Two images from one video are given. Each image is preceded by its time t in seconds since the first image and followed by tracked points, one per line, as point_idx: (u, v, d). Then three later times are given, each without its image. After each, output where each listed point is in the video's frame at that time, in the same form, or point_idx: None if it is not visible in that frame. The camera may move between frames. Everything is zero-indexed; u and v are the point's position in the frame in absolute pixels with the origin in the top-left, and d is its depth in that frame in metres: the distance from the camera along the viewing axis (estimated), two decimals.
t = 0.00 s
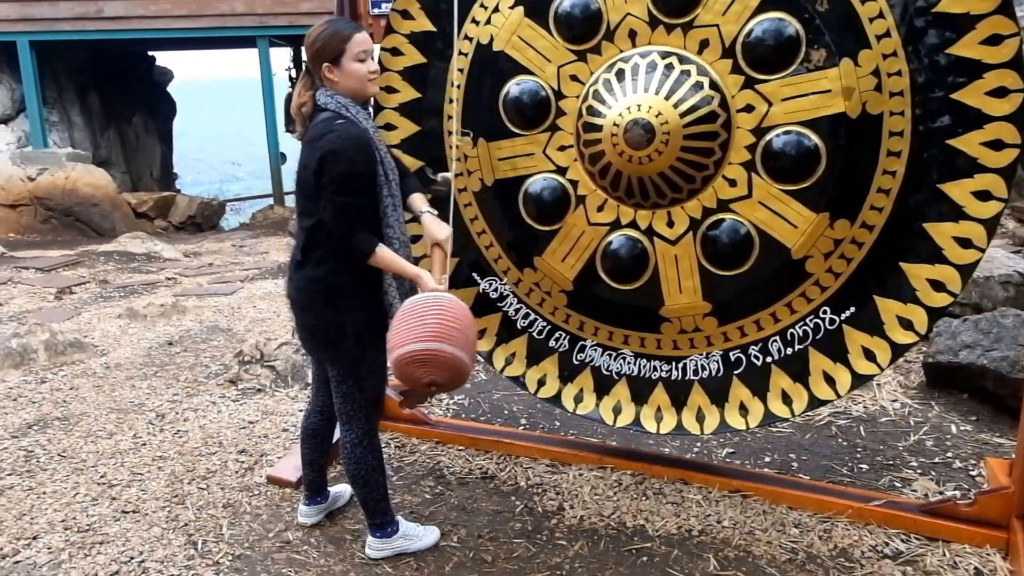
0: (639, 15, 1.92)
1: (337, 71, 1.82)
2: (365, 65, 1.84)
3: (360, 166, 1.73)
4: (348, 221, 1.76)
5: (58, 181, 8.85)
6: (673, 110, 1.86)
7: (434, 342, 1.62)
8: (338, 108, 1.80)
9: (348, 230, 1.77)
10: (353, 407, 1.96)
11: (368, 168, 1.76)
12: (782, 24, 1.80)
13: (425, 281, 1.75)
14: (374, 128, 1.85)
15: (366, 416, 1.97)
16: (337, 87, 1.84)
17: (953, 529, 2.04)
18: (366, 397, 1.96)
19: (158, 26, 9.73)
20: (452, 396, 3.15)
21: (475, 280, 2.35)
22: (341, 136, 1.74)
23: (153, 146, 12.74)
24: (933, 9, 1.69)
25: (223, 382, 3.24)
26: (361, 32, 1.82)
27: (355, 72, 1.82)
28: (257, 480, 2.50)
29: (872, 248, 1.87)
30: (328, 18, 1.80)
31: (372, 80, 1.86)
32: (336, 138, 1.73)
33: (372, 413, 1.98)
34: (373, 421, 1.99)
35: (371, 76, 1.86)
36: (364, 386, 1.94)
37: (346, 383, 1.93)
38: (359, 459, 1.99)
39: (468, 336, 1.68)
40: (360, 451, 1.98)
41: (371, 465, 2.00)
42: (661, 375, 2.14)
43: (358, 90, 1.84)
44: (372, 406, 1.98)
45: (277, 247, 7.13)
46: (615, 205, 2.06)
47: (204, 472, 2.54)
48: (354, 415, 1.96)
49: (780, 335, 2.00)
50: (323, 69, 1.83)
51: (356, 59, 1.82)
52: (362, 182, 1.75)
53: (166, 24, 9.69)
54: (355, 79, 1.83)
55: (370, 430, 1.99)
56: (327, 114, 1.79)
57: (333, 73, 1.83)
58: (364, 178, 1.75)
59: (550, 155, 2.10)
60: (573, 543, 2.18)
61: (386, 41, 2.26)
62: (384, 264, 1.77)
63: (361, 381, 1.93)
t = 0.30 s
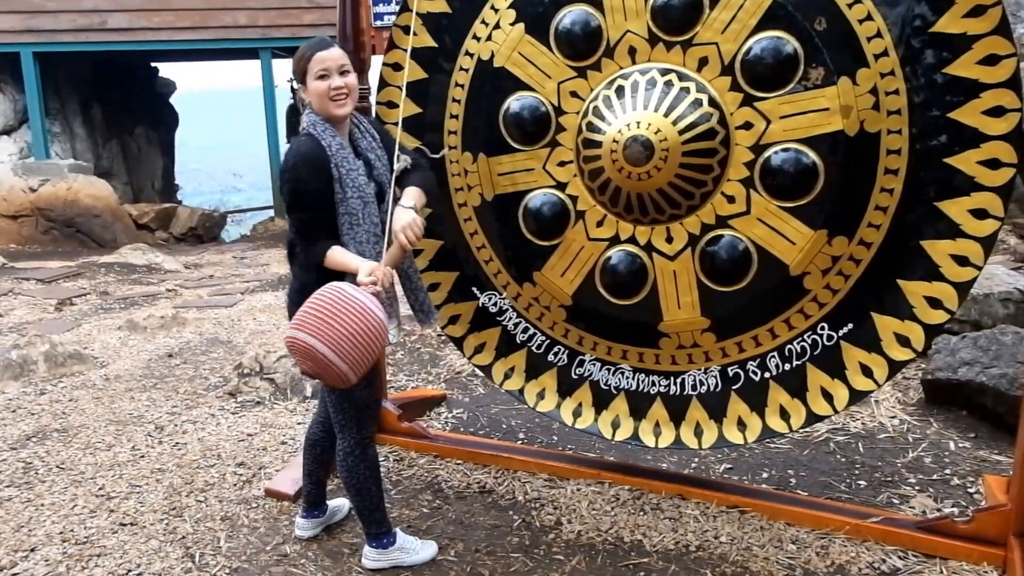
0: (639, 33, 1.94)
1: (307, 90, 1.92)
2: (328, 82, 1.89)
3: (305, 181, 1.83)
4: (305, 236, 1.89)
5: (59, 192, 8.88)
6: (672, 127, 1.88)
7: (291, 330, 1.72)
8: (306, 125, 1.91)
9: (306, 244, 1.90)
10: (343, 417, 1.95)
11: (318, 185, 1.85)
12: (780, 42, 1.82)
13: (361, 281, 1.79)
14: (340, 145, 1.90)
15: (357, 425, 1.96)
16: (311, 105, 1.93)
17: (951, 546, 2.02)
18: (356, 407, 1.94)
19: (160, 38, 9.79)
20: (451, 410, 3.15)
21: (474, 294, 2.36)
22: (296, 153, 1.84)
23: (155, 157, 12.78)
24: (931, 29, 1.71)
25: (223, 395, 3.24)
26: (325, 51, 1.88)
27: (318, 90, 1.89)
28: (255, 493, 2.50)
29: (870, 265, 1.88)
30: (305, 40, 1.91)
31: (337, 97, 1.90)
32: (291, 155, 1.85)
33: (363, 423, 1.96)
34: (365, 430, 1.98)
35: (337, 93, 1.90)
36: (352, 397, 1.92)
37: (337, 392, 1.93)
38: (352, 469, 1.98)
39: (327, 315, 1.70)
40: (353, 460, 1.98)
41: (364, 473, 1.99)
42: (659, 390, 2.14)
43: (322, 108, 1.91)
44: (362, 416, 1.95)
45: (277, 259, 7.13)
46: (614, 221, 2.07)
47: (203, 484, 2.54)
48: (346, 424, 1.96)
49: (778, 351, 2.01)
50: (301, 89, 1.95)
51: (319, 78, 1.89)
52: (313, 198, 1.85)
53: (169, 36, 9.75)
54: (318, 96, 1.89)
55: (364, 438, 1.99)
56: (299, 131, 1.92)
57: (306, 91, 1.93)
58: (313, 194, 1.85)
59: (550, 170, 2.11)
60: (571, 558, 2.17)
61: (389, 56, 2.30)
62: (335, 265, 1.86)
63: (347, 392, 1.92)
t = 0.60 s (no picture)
0: (639, 49, 1.96)
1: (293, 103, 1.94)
2: (314, 96, 1.91)
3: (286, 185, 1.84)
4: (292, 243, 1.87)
5: (61, 201, 8.91)
6: (670, 142, 1.90)
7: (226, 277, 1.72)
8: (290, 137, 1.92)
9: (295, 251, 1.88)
10: (343, 428, 1.97)
11: (303, 191, 1.86)
12: (778, 59, 1.83)
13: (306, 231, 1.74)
14: (322, 158, 1.90)
15: (357, 437, 1.97)
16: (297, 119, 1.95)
17: (948, 561, 2.02)
18: (354, 420, 1.96)
19: (164, 49, 9.85)
20: (450, 421, 3.15)
21: (474, 306, 2.37)
22: (277, 163, 1.86)
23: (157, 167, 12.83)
24: (927, 47, 1.72)
25: (222, 405, 3.25)
26: (313, 67, 1.91)
27: (304, 103, 1.91)
28: (253, 503, 2.50)
29: (867, 279, 1.89)
30: (295, 56, 1.95)
31: (322, 110, 1.92)
32: (274, 164, 1.86)
33: (362, 435, 1.97)
34: (365, 443, 1.99)
35: (323, 108, 1.92)
36: (349, 409, 1.94)
37: (336, 405, 1.95)
38: (351, 481, 1.99)
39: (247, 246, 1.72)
40: (352, 473, 1.99)
41: (362, 487, 2.00)
42: (657, 403, 2.15)
43: (306, 120, 1.92)
44: (361, 428, 1.97)
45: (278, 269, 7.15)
46: (613, 234, 2.08)
47: (201, 495, 2.55)
48: (346, 436, 1.98)
49: (775, 364, 2.01)
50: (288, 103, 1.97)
51: (305, 91, 1.92)
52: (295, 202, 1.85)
53: (172, 46, 9.81)
54: (303, 109, 1.91)
55: (363, 451, 2.00)
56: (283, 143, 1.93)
57: (292, 106, 1.95)
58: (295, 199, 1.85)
59: (550, 184, 2.13)
60: (567, 570, 2.18)
61: (390, 70, 2.32)
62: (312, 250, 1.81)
63: (345, 403, 1.94)
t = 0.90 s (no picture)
0: (638, 61, 1.97)
1: (303, 111, 1.95)
2: (328, 105, 1.92)
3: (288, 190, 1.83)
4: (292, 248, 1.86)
5: (63, 207, 8.94)
6: (668, 154, 1.91)
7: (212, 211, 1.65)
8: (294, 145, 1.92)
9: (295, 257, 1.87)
10: (344, 437, 1.98)
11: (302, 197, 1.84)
12: (776, 72, 1.85)
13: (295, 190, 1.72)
14: (325, 167, 1.91)
15: (357, 446, 1.98)
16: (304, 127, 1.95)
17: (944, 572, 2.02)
18: (354, 429, 1.96)
19: (167, 56, 9.90)
20: (449, 430, 3.16)
21: (474, 315, 2.37)
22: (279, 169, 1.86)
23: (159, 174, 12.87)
24: (924, 61, 1.74)
25: (221, 412, 3.26)
26: (328, 76, 1.92)
27: (316, 112, 1.92)
28: (251, 511, 2.50)
29: (864, 291, 1.89)
30: (307, 64, 1.95)
31: (334, 120, 1.93)
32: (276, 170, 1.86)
33: (362, 444, 1.98)
34: (365, 451, 1.99)
35: (334, 118, 1.93)
36: (350, 418, 1.95)
37: (336, 413, 1.96)
38: (351, 491, 2.00)
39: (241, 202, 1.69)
40: (352, 482, 2.00)
41: (362, 496, 2.01)
42: (655, 413, 2.15)
43: (315, 129, 1.93)
44: (361, 436, 1.98)
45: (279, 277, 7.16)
46: (612, 245, 2.09)
47: (199, 502, 2.55)
48: (347, 445, 1.98)
49: (773, 375, 2.02)
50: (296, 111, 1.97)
51: (319, 100, 1.92)
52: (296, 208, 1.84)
53: (176, 54, 9.86)
54: (314, 117, 1.92)
55: (364, 459, 2.00)
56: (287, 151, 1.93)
57: (302, 113, 1.95)
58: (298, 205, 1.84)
59: (549, 194, 2.14)
60: None
61: (391, 80, 2.33)
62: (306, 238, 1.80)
63: (344, 412, 1.95)
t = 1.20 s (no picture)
0: (638, 70, 1.99)
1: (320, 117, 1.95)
2: (346, 114, 1.93)
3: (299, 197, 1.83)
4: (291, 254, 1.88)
5: (65, 210, 8.97)
6: (667, 161, 1.92)
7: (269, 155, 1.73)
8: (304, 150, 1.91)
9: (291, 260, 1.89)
10: (334, 443, 1.99)
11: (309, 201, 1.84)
12: (775, 82, 1.86)
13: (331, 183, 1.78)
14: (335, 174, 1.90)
15: (348, 452, 1.98)
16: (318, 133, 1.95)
17: None
18: (345, 434, 1.97)
19: (170, 60, 9.93)
20: (447, 435, 3.17)
21: (473, 321, 2.38)
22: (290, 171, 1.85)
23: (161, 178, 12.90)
24: (921, 72, 1.75)
25: (221, 416, 3.27)
26: (348, 85, 1.94)
27: (334, 119, 1.92)
28: (250, 515, 2.51)
29: (861, 299, 1.90)
30: (326, 72, 1.96)
31: (351, 129, 1.93)
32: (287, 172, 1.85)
33: (354, 450, 1.99)
34: (357, 457, 2.00)
35: (351, 127, 1.94)
36: (341, 424, 1.96)
37: (329, 419, 1.98)
38: (343, 496, 2.01)
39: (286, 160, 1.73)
40: (344, 487, 2.01)
41: (356, 501, 2.01)
42: (653, 420, 2.16)
43: (331, 135, 1.93)
44: (353, 442, 1.98)
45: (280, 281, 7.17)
46: (611, 252, 2.10)
47: (198, 506, 2.56)
48: (339, 450, 1.99)
49: (770, 382, 2.03)
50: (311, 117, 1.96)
51: (338, 108, 1.93)
52: (304, 213, 1.84)
53: (179, 58, 9.89)
54: (332, 124, 1.92)
55: (357, 465, 2.01)
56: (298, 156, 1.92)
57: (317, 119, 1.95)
58: (306, 213, 1.84)
59: (549, 201, 2.15)
60: None
61: (393, 87, 2.35)
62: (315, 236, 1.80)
63: (336, 417, 1.96)
